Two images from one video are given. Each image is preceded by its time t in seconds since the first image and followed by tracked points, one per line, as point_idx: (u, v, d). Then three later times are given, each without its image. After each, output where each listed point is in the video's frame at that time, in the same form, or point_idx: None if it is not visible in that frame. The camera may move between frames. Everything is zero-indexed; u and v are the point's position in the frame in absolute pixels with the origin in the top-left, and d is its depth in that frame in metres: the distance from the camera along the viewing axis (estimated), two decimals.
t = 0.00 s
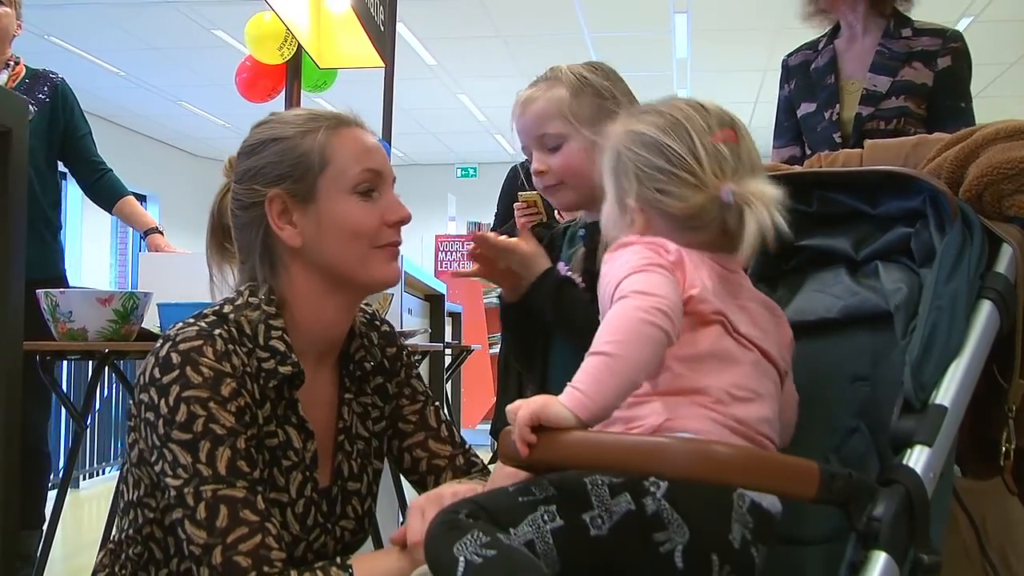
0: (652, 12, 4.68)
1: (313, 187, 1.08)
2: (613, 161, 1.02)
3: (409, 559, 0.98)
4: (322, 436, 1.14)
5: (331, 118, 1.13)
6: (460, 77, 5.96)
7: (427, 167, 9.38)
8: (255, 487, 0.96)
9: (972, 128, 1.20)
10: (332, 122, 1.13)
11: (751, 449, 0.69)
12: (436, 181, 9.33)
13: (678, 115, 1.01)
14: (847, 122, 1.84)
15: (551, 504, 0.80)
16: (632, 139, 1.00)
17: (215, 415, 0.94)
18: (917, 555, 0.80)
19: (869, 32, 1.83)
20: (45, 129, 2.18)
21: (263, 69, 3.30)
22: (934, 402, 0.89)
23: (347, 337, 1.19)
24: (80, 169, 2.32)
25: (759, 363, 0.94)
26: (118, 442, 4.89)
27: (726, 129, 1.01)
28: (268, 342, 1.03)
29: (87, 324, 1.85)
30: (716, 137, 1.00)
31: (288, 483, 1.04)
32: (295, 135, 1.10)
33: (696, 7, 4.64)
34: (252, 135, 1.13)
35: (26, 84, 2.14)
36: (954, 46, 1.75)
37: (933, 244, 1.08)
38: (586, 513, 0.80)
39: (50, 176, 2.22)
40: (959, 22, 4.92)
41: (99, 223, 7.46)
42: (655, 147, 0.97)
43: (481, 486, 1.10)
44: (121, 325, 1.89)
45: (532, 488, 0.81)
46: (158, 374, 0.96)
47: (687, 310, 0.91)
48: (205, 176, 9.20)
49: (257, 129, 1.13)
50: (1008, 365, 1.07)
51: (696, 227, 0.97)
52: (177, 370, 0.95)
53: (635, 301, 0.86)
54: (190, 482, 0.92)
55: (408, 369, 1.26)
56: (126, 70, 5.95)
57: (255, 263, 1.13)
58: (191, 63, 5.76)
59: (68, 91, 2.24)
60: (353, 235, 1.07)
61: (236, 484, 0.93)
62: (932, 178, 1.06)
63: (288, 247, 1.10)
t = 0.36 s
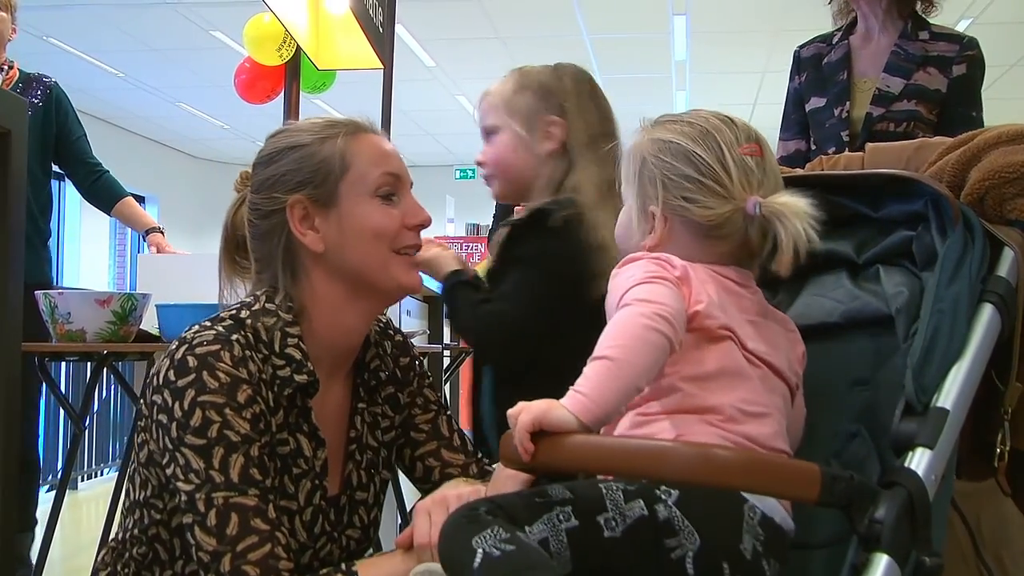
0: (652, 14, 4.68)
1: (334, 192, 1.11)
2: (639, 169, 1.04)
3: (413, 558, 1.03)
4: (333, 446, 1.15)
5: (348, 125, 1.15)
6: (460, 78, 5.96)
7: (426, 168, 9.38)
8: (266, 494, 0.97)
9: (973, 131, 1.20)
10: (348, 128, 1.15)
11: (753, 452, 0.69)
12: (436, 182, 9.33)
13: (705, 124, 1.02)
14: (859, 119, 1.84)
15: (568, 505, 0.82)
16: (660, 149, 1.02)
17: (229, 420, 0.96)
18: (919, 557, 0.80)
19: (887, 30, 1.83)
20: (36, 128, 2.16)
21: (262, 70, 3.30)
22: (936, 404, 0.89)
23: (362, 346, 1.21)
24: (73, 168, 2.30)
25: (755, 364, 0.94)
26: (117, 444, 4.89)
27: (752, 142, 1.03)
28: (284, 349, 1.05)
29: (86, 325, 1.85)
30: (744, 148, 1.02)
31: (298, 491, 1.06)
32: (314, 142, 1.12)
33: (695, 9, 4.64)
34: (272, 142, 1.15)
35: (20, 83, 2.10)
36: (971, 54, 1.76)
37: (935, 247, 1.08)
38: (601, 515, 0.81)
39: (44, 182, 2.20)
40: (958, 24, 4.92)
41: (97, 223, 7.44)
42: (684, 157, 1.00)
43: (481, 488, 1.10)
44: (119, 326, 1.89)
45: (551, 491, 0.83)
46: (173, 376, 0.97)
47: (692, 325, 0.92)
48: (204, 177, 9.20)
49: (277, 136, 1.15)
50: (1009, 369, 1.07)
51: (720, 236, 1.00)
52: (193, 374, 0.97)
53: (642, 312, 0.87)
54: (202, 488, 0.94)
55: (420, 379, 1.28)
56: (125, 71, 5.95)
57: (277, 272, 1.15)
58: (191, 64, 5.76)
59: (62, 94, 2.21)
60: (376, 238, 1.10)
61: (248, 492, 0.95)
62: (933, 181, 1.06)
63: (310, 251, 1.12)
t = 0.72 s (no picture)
0: (650, 14, 4.68)
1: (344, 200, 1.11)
2: (663, 163, 1.04)
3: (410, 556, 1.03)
4: (335, 450, 1.15)
5: (357, 129, 1.15)
6: (459, 79, 5.96)
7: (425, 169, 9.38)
8: (270, 499, 0.97)
9: (971, 131, 1.20)
10: (359, 133, 1.15)
11: (754, 453, 0.69)
12: (435, 182, 9.33)
13: (728, 121, 1.05)
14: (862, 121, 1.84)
15: (624, 544, 0.79)
16: (685, 143, 1.04)
17: (235, 423, 0.96)
18: (922, 559, 0.80)
19: (885, 31, 1.84)
20: (37, 135, 2.17)
21: (260, 71, 3.30)
22: (937, 405, 0.89)
23: (365, 351, 1.22)
24: (72, 174, 2.30)
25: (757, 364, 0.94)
26: (115, 445, 4.88)
27: (769, 141, 1.07)
28: (289, 354, 1.05)
29: (85, 325, 1.84)
30: (764, 147, 1.06)
31: (300, 496, 1.06)
32: (321, 148, 1.12)
33: (694, 10, 4.64)
34: (284, 146, 1.15)
35: (18, 91, 2.13)
36: (970, 48, 1.75)
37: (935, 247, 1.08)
38: (663, 543, 0.79)
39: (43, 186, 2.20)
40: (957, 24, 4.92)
41: (96, 224, 7.44)
42: (714, 151, 1.02)
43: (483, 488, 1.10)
44: (118, 327, 1.88)
45: (593, 539, 0.80)
46: (178, 378, 0.97)
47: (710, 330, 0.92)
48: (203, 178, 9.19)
49: (288, 141, 1.15)
50: (1010, 369, 1.07)
51: (742, 230, 1.03)
52: (199, 376, 0.96)
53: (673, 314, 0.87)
54: (206, 491, 0.94)
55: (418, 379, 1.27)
56: (124, 72, 5.94)
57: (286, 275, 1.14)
58: (190, 65, 5.76)
59: (60, 101, 2.22)
60: (387, 246, 1.11)
61: (252, 496, 0.95)
62: (933, 182, 1.06)
63: (318, 257, 1.12)
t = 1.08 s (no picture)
0: (650, 16, 4.69)
1: (341, 205, 1.11)
2: (667, 167, 1.04)
3: (411, 559, 1.04)
4: (338, 451, 1.15)
5: (359, 133, 1.15)
6: (459, 80, 5.96)
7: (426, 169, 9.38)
8: (272, 502, 0.97)
9: (975, 133, 1.20)
10: (359, 137, 1.15)
11: (753, 454, 0.68)
12: (436, 183, 9.32)
13: (733, 130, 1.05)
14: (865, 123, 1.84)
15: (596, 548, 0.78)
16: (689, 147, 1.04)
17: (237, 426, 0.96)
18: (920, 561, 0.79)
19: (884, 34, 1.85)
20: (36, 136, 2.17)
21: (260, 73, 3.30)
22: (936, 407, 0.89)
23: (369, 353, 1.21)
24: (71, 176, 2.31)
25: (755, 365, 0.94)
26: (115, 446, 4.88)
27: (772, 150, 1.08)
28: (293, 356, 1.05)
29: (85, 326, 1.85)
30: (766, 156, 1.07)
31: (302, 498, 1.06)
32: (322, 153, 1.12)
33: (694, 11, 4.63)
34: (286, 149, 1.14)
35: (17, 93, 2.14)
36: (968, 49, 1.77)
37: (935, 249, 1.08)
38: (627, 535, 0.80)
39: (44, 188, 2.21)
40: (959, 25, 4.92)
41: (96, 225, 7.44)
42: (718, 157, 1.02)
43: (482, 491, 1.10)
44: (118, 327, 1.88)
45: (565, 547, 0.79)
46: (181, 380, 0.97)
47: (695, 323, 0.92)
48: (203, 179, 9.20)
49: (291, 145, 1.14)
50: (1009, 371, 1.07)
51: (742, 236, 1.03)
52: (203, 379, 0.96)
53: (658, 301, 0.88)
54: (208, 493, 0.94)
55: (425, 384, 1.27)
56: (124, 73, 5.95)
57: (286, 277, 1.14)
58: (190, 65, 5.76)
59: (59, 102, 2.23)
60: (384, 252, 1.10)
61: (254, 498, 0.95)
62: (934, 184, 1.07)
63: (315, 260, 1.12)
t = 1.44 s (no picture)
0: (649, 18, 4.70)
1: (343, 204, 1.11)
2: (654, 160, 1.10)
3: (410, 560, 1.04)
4: (338, 451, 1.15)
5: (359, 134, 1.16)
6: (458, 81, 5.96)
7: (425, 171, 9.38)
8: (271, 503, 0.98)
9: (971, 133, 1.20)
10: (360, 138, 1.16)
11: (749, 453, 0.68)
12: (435, 185, 9.32)
13: (713, 119, 1.12)
14: (863, 124, 1.84)
15: (567, 537, 0.79)
16: (672, 139, 1.10)
17: (237, 428, 0.96)
18: (916, 561, 0.80)
19: (881, 36, 1.85)
20: (35, 138, 2.17)
21: (259, 74, 3.30)
22: (933, 407, 0.89)
23: (367, 353, 1.22)
24: (70, 178, 2.31)
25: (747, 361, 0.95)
26: (114, 448, 4.88)
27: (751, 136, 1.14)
28: (293, 357, 1.05)
29: (84, 328, 1.85)
30: (749, 141, 1.12)
31: (302, 499, 1.06)
32: (324, 153, 1.12)
33: (693, 12, 4.64)
34: (287, 149, 1.14)
35: (16, 94, 2.14)
36: (964, 52, 1.78)
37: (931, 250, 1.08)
38: (589, 513, 0.81)
39: (43, 190, 2.21)
40: (958, 25, 4.92)
41: (95, 227, 7.44)
42: (702, 141, 1.08)
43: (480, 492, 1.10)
44: (117, 330, 1.88)
45: (539, 542, 0.79)
46: (180, 382, 0.97)
47: (670, 297, 0.95)
48: (202, 180, 9.20)
49: (291, 144, 1.14)
50: (1006, 371, 1.07)
51: (733, 216, 1.07)
52: (202, 380, 0.97)
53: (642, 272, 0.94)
54: (207, 495, 0.94)
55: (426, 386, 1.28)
56: (123, 74, 5.95)
57: (286, 279, 1.14)
58: (190, 67, 5.77)
59: (58, 103, 2.23)
60: (387, 254, 1.11)
61: (253, 500, 0.95)
62: (930, 185, 1.06)
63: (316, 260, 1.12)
